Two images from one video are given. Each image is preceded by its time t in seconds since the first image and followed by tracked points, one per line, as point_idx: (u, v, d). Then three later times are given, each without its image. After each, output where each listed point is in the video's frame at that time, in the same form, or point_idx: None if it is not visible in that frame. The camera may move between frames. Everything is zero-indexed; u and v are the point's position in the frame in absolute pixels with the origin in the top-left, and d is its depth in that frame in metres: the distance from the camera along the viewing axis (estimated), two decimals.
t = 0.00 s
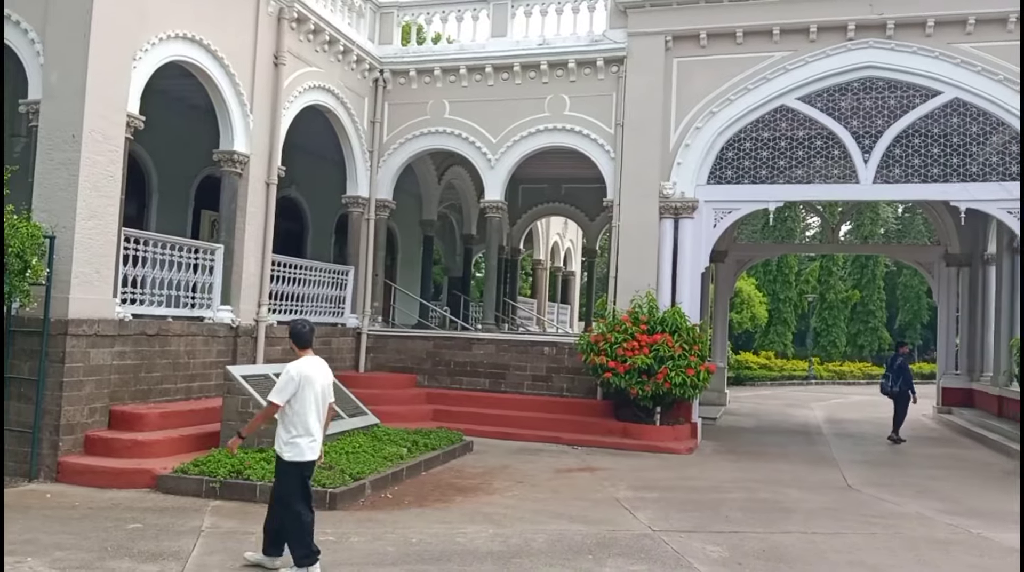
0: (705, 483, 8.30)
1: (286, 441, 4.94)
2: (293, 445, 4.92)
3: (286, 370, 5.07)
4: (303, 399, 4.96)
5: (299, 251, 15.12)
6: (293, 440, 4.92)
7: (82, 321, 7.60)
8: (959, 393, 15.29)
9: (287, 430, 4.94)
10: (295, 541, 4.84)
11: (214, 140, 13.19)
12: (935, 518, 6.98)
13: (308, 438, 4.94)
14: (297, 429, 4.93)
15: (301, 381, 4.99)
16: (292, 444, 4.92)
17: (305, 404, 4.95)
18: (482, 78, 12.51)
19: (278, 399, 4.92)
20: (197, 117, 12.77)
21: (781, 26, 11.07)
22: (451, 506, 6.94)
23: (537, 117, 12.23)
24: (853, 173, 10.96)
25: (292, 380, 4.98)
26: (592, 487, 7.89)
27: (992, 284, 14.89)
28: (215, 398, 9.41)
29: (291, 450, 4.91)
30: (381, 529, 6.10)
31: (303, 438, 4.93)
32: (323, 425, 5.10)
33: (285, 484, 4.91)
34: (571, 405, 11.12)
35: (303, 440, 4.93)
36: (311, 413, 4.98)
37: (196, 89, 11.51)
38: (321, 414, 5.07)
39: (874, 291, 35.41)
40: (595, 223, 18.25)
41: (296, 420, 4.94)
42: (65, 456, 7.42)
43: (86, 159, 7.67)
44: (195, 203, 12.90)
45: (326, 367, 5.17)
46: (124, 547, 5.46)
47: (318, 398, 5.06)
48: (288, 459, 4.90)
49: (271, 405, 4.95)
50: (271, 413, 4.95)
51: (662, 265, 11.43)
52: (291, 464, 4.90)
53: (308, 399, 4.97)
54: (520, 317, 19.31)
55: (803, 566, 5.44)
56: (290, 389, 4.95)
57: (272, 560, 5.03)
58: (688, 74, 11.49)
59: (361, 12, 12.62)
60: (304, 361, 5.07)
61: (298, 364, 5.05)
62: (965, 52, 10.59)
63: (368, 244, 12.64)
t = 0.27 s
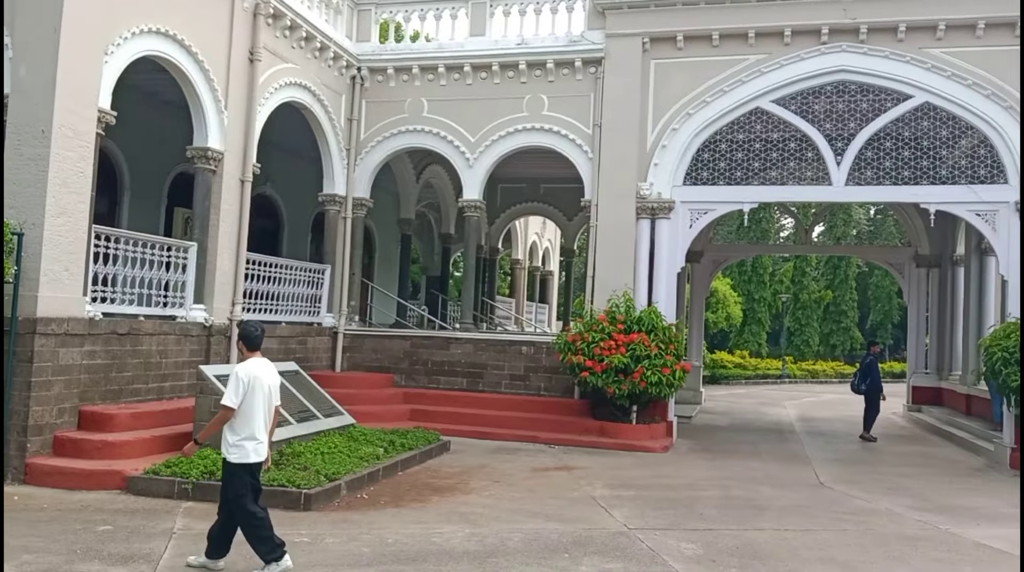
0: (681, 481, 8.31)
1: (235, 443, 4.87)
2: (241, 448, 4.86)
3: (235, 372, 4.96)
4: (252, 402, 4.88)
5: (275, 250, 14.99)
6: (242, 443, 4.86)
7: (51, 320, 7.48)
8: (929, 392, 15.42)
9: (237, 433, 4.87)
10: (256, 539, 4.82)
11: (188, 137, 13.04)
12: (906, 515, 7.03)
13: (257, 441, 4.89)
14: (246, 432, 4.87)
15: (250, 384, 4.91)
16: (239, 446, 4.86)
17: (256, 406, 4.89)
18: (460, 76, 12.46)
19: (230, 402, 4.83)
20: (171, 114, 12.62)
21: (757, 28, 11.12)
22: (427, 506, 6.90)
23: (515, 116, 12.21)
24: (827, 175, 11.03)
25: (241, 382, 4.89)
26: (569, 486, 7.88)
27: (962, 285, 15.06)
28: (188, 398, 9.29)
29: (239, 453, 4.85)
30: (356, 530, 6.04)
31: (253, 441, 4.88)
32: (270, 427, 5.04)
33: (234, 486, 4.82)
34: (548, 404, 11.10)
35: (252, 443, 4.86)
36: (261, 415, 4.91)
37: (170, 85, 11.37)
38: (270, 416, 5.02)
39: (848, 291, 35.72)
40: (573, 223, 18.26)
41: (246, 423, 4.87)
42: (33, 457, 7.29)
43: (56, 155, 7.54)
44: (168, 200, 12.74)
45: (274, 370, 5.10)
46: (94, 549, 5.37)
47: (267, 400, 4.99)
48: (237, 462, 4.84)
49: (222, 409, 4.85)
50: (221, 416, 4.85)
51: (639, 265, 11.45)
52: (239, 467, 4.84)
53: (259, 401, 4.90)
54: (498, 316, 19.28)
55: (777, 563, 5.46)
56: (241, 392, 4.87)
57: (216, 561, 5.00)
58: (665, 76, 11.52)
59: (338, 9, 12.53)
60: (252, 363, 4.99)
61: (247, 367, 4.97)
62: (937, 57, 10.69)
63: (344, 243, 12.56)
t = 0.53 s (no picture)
0: (655, 480, 8.36)
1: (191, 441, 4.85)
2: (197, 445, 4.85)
3: (183, 368, 4.85)
4: (206, 399, 4.88)
5: (247, 249, 14.87)
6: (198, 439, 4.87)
7: (18, 320, 7.36)
8: (897, 389, 15.62)
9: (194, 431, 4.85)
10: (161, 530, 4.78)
11: (158, 135, 12.90)
12: (875, 511, 7.13)
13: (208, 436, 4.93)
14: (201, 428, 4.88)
15: (204, 381, 4.88)
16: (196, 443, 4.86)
17: (210, 402, 4.92)
18: (434, 75, 12.43)
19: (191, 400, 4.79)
20: (141, 111, 12.48)
21: (729, 30, 11.20)
22: (401, 506, 6.87)
23: (489, 116, 12.20)
24: (798, 175, 11.14)
25: (197, 380, 4.83)
26: (544, 486, 7.89)
27: (930, 284, 15.29)
28: (158, 399, 9.18)
29: (198, 450, 4.86)
30: (330, 531, 6.01)
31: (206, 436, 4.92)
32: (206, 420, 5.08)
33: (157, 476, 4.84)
34: (523, 403, 11.11)
35: (207, 438, 4.91)
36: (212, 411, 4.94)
37: (140, 82, 11.23)
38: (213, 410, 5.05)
39: (819, 291, 36.09)
40: (548, 223, 18.29)
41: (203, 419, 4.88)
42: None
43: (22, 152, 7.41)
44: (138, 199, 12.59)
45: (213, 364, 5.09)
46: (62, 553, 5.29)
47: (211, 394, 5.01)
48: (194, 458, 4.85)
49: (181, 407, 4.77)
50: (182, 415, 4.78)
51: (613, 265, 11.49)
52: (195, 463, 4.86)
53: (211, 397, 4.93)
54: (473, 316, 19.26)
55: (749, 559, 5.51)
56: (200, 389, 4.84)
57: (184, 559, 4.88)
58: (639, 76, 11.57)
59: (312, 6, 12.45)
60: (200, 359, 4.94)
61: (196, 363, 4.90)
62: (906, 59, 10.83)
63: (318, 242, 12.48)
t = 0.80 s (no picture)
0: (636, 479, 8.38)
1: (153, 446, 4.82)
2: (156, 449, 4.85)
3: (140, 373, 4.78)
4: (163, 403, 4.88)
5: (226, 250, 14.76)
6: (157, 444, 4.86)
7: None
8: (875, 388, 15.78)
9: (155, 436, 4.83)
10: (93, 543, 4.67)
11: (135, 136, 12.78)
12: (853, 508, 7.18)
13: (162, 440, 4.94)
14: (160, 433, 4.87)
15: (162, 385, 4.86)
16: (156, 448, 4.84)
17: (166, 406, 4.91)
18: (414, 75, 12.41)
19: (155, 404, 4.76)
20: (117, 111, 12.36)
21: (708, 31, 11.26)
22: (382, 508, 6.85)
23: (469, 116, 12.19)
24: (776, 176, 11.21)
25: (158, 385, 4.82)
26: (525, 486, 7.89)
27: (907, 283, 15.45)
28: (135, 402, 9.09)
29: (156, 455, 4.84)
30: (310, 534, 5.97)
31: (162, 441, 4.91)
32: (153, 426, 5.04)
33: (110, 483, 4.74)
34: (505, 404, 11.11)
35: (163, 443, 4.90)
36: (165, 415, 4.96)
37: (116, 82, 11.12)
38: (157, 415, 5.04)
39: (798, 290, 36.35)
40: (529, 223, 18.30)
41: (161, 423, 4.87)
42: None
43: None
44: (114, 200, 12.47)
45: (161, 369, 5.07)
46: (37, 558, 5.22)
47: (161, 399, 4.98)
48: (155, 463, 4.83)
49: (145, 412, 4.72)
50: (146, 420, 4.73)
51: (594, 265, 11.51)
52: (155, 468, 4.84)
53: (167, 401, 4.92)
54: (454, 317, 19.24)
55: (729, 558, 5.53)
56: (160, 393, 4.83)
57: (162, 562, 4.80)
58: (619, 77, 11.60)
59: (291, 6, 12.38)
60: (155, 363, 4.92)
61: (152, 367, 4.85)
62: (883, 60, 10.93)
63: (297, 243, 12.42)
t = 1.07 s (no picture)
0: (620, 479, 8.40)
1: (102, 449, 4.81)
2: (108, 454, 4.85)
3: (109, 372, 4.84)
4: (124, 408, 4.91)
5: (208, 250, 14.66)
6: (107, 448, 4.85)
7: None
8: (856, 388, 15.89)
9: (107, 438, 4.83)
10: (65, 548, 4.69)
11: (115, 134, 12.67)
12: (835, 507, 7.23)
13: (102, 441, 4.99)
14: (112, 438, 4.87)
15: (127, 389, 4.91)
16: (104, 452, 4.82)
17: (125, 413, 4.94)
18: (398, 75, 12.38)
19: (116, 406, 4.80)
20: (98, 109, 12.26)
21: (691, 32, 11.30)
22: (366, 508, 6.83)
23: (453, 116, 12.17)
24: (758, 176, 11.27)
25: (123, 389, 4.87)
26: (509, 486, 7.89)
27: (888, 283, 15.58)
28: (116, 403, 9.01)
29: (104, 459, 4.82)
30: (293, 534, 5.95)
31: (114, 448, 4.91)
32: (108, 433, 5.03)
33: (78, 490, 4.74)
34: (489, 404, 11.11)
35: (115, 449, 4.90)
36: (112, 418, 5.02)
37: (97, 79, 11.02)
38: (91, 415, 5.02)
39: (780, 290, 36.56)
40: (513, 223, 18.30)
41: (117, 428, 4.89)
42: None
43: None
44: (94, 199, 12.36)
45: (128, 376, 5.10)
46: (16, 560, 5.16)
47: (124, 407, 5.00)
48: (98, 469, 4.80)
49: (105, 412, 4.76)
50: (105, 421, 4.76)
51: (578, 265, 11.53)
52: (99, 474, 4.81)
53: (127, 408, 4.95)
54: (439, 316, 19.21)
55: (712, 556, 5.55)
56: (124, 397, 4.87)
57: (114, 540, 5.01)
58: (603, 78, 11.63)
59: (273, 4, 12.32)
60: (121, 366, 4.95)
61: (119, 369, 4.91)
62: (864, 62, 11.02)
63: (280, 243, 12.36)
